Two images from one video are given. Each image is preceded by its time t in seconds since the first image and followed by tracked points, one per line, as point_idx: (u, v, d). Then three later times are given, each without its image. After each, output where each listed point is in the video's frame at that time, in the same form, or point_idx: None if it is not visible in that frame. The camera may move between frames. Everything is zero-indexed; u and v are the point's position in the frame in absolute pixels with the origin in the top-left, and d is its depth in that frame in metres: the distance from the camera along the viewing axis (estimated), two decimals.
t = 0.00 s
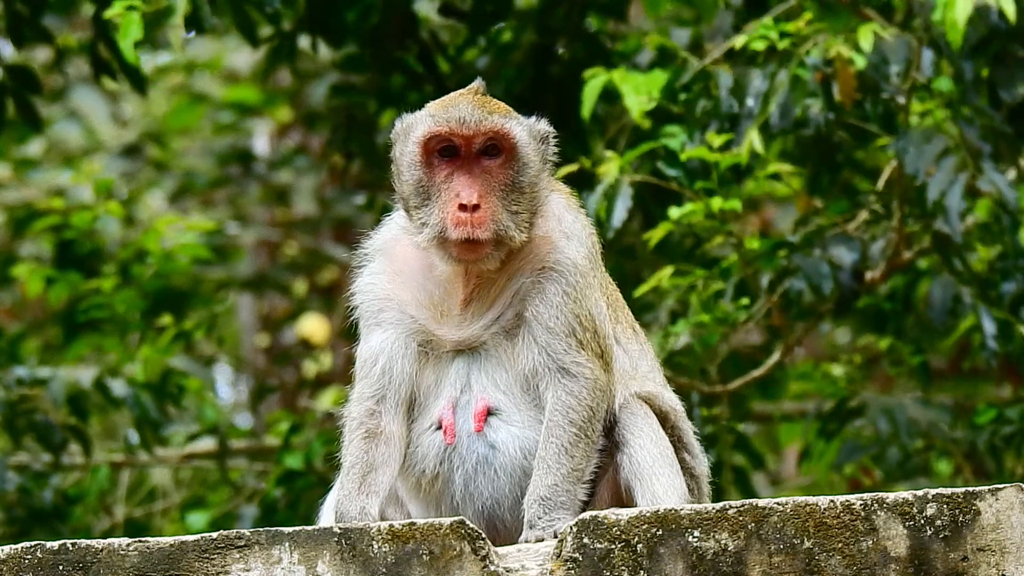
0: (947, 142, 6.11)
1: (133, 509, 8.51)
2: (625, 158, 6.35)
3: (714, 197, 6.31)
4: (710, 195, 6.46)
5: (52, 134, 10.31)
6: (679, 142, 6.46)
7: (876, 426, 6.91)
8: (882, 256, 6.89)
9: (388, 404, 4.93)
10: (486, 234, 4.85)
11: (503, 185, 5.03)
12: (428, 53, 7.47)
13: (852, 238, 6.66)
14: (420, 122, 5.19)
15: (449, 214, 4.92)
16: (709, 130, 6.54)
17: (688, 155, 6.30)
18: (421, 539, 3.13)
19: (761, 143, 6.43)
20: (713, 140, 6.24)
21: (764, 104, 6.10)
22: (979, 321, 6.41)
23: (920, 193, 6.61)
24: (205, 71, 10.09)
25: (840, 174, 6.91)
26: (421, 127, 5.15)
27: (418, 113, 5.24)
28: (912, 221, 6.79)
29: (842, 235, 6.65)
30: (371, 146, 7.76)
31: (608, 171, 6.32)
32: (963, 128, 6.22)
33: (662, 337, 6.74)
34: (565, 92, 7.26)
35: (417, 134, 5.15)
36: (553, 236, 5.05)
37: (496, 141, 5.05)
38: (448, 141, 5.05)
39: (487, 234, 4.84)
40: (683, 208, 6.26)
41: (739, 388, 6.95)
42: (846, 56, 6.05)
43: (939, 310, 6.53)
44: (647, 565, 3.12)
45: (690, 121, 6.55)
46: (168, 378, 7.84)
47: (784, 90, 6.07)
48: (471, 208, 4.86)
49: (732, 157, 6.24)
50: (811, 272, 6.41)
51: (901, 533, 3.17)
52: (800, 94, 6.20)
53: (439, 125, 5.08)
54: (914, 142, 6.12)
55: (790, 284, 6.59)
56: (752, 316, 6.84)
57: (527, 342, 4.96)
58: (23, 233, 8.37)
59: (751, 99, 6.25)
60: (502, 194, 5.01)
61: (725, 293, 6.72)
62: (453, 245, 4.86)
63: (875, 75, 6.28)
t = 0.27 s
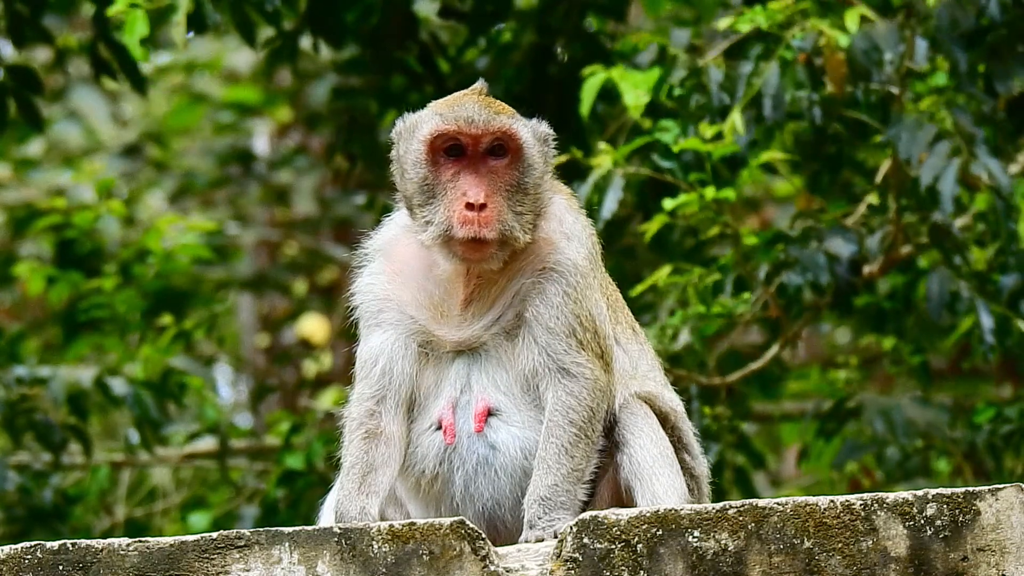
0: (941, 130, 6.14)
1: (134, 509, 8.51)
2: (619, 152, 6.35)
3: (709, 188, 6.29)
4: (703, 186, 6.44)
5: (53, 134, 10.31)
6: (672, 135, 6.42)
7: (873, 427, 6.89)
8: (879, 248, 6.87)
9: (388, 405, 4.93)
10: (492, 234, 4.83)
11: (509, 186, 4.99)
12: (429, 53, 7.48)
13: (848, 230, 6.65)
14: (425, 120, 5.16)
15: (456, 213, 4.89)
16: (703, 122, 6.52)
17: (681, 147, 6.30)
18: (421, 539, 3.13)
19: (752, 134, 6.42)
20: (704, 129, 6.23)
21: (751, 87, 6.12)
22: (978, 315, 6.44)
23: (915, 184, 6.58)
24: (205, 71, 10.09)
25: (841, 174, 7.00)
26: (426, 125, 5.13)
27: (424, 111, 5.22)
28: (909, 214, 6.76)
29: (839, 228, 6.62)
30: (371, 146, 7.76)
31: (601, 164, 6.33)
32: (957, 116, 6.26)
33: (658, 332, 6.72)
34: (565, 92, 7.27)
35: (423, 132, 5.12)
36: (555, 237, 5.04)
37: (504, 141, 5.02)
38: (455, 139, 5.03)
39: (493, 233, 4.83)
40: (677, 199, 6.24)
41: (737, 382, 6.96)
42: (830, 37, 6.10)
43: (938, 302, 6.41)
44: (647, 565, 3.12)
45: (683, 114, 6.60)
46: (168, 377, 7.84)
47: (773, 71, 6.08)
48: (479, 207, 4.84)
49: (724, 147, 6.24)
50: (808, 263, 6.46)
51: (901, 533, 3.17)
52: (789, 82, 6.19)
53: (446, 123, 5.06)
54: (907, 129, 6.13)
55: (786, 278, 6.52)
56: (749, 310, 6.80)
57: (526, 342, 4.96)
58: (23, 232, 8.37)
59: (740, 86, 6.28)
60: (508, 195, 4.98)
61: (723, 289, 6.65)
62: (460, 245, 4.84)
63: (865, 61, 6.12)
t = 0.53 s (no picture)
0: (938, 124, 6.12)
1: (134, 508, 8.52)
2: (615, 153, 6.35)
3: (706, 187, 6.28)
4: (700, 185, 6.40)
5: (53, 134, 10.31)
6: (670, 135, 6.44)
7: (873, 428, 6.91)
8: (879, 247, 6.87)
9: (387, 404, 4.93)
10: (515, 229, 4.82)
11: (528, 184, 4.94)
12: (429, 53, 7.48)
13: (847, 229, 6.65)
14: (449, 112, 5.17)
15: (481, 204, 4.88)
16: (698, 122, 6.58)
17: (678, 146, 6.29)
18: (421, 539, 3.13)
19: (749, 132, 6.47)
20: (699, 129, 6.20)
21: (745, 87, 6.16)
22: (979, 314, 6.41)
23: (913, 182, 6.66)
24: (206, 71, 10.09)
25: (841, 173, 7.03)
26: (450, 117, 5.14)
27: (445, 104, 5.23)
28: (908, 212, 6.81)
29: (838, 227, 6.60)
30: (372, 146, 7.67)
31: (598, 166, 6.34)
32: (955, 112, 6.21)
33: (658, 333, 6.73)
34: (565, 92, 7.27)
35: (445, 124, 5.13)
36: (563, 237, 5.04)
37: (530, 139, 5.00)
38: (481, 133, 5.03)
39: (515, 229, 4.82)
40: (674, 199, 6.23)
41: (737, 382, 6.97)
42: (823, 34, 6.16)
43: (937, 301, 6.41)
44: (647, 565, 3.12)
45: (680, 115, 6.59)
46: (168, 377, 7.84)
47: (768, 68, 6.12)
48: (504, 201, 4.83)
49: (720, 147, 6.22)
50: (807, 262, 6.45)
51: (901, 533, 3.17)
52: (785, 80, 6.15)
53: (473, 116, 5.06)
54: (904, 124, 6.16)
55: (786, 277, 6.50)
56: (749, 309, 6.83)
57: (526, 342, 4.96)
58: (24, 232, 8.37)
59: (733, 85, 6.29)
60: (528, 193, 4.93)
61: (723, 289, 6.71)
62: (481, 236, 4.84)
63: (860, 59, 6.17)
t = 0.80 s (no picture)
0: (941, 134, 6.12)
1: (135, 508, 8.53)
2: (617, 158, 6.35)
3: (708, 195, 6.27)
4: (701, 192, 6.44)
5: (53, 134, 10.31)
6: (671, 142, 6.44)
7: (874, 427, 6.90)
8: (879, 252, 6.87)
9: (388, 403, 4.92)
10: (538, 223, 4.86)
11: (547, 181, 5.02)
12: (430, 53, 7.48)
13: (848, 235, 6.66)
14: (471, 106, 5.22)
15: (507, 194, 4.92)
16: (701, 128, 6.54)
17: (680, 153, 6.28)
18: (421, 539, 3.13)
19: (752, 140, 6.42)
20: (703, 135, 6.23)
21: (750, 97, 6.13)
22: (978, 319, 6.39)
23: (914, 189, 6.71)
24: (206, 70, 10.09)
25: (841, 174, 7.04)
26: (473, 110, 5.19)
27: (467, 99, 5.28)
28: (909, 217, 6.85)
29: (838, 231, 6.64)
30: (372, 145, 7.75)
31: (600, 171, 6.34)
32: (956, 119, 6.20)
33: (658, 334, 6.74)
34: (565, 92, 7.26)
35: (468, 116, 5.18)
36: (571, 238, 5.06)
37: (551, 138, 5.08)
38: (506, 127, 5.09)
39: (538, 223, 4.86)
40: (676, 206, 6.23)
41: (737, 387, 6.94)
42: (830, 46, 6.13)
43: (937, 304, 6.42)
44: (647, 565, 3.12)
45: (683, 121, 6.54)
46: (169, 377, 7.83)
47: (772, 79, 6.07)
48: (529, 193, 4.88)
49: (723, 155, 6.18)
50: (807, 268, 6.43)
51: (901, 533, 3.17)
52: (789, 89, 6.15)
53: (500, 109, 5.11)
54: (906, 133, 6.15)
55: (786, 281, 6.48)
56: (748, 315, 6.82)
57: (528, 342, 4.96)
58: (24, 232, 8.37)
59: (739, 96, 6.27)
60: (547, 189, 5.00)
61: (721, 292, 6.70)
62: (503, 226, 4.87)
63: (864, 68, 6.10)
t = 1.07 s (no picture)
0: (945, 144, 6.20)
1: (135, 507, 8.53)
2: (621, 163, 6.34)
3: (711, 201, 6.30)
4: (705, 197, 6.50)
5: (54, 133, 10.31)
6: (676, 146, 6.42)
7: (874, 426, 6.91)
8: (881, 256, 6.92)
9: (388, 403, 4.92)
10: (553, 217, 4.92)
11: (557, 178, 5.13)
12: (430, 51, 7.47)
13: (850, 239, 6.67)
14: (483, 104, 5.29)
15: (523, 189, 4.97)
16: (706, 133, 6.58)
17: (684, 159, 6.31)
18: (421, 539, 3.13)
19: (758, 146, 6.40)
20: (708, 141, 6.26)
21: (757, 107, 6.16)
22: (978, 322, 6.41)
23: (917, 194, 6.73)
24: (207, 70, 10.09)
25: (842, 172, 7.01)
26: (486, 107, 5.26)
27: (477, 98, 5.36)
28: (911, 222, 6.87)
29: (841, 237, 6.64)
30: (372, 144, 7.68)
31: (604, 175, 6.34)
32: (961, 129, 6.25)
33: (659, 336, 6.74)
34: (565, 91, 7.26)
35: (482, 113, 5.25)
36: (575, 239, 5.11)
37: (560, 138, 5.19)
38: (519, 123, 5.17)
39: (552, 218, 4.92)
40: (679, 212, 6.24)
41: (737, 391, 6.93)
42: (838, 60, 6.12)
43: (939, 309, 6.47)
44: (647, 565, 3.12)
45: (686, 124, 6.59)
46: (170, 377, 7.83)
47: (779, 89, 6.10)
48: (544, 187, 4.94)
49: (728, 161, 6.25)
50: (808, 274, 6.43)
51: (901, 533, 3.17)
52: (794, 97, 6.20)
53: (514, 105, 5.19)
54: (912, 143, 6.15)
55: (789, 286, 6.57)
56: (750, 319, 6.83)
57: (530, 343, 4.97)
58: (25, 231, 8.37)
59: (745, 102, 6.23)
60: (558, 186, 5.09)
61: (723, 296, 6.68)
62: (519, 221, 4.92)
63: (869, 77, 6.19)
